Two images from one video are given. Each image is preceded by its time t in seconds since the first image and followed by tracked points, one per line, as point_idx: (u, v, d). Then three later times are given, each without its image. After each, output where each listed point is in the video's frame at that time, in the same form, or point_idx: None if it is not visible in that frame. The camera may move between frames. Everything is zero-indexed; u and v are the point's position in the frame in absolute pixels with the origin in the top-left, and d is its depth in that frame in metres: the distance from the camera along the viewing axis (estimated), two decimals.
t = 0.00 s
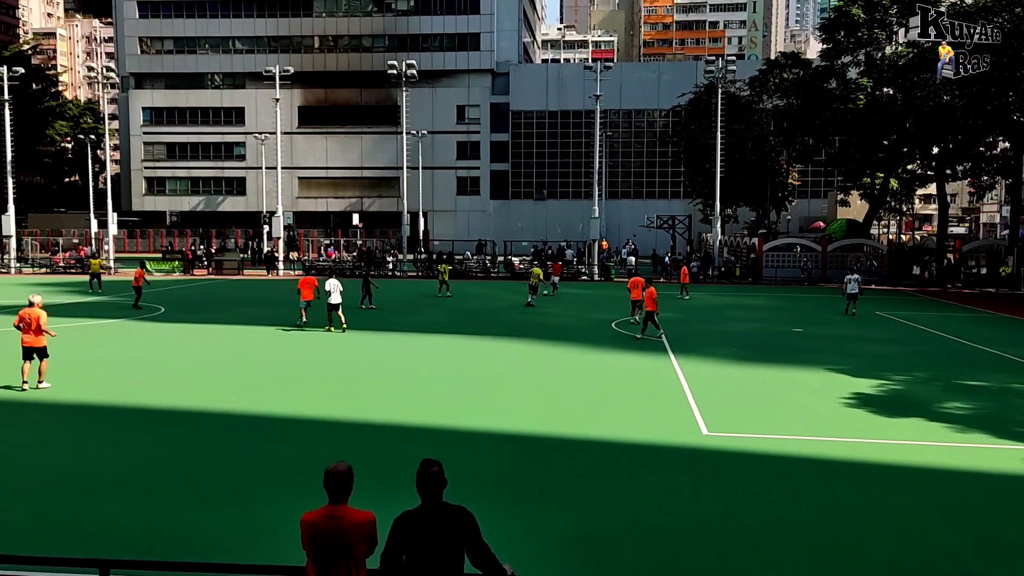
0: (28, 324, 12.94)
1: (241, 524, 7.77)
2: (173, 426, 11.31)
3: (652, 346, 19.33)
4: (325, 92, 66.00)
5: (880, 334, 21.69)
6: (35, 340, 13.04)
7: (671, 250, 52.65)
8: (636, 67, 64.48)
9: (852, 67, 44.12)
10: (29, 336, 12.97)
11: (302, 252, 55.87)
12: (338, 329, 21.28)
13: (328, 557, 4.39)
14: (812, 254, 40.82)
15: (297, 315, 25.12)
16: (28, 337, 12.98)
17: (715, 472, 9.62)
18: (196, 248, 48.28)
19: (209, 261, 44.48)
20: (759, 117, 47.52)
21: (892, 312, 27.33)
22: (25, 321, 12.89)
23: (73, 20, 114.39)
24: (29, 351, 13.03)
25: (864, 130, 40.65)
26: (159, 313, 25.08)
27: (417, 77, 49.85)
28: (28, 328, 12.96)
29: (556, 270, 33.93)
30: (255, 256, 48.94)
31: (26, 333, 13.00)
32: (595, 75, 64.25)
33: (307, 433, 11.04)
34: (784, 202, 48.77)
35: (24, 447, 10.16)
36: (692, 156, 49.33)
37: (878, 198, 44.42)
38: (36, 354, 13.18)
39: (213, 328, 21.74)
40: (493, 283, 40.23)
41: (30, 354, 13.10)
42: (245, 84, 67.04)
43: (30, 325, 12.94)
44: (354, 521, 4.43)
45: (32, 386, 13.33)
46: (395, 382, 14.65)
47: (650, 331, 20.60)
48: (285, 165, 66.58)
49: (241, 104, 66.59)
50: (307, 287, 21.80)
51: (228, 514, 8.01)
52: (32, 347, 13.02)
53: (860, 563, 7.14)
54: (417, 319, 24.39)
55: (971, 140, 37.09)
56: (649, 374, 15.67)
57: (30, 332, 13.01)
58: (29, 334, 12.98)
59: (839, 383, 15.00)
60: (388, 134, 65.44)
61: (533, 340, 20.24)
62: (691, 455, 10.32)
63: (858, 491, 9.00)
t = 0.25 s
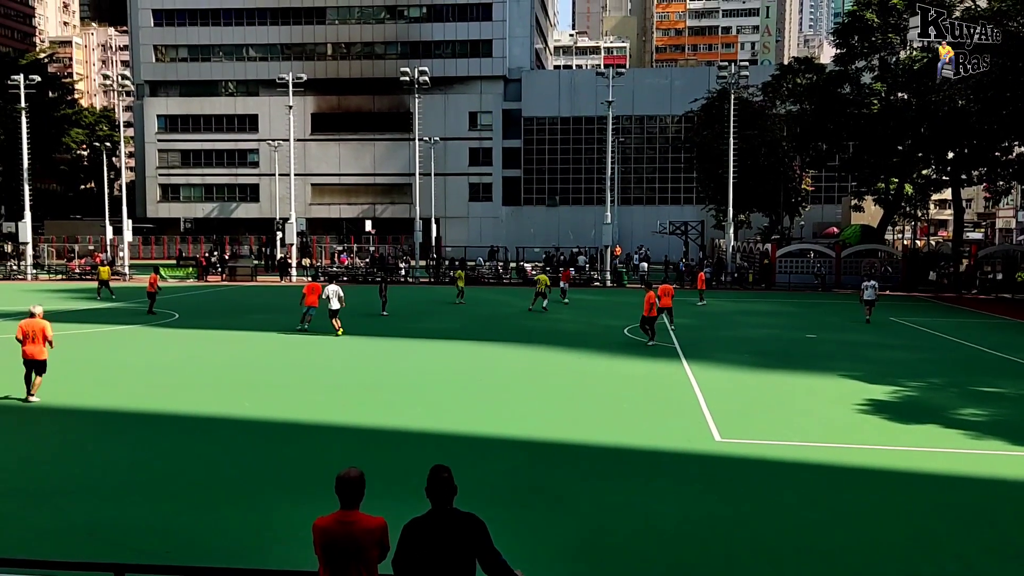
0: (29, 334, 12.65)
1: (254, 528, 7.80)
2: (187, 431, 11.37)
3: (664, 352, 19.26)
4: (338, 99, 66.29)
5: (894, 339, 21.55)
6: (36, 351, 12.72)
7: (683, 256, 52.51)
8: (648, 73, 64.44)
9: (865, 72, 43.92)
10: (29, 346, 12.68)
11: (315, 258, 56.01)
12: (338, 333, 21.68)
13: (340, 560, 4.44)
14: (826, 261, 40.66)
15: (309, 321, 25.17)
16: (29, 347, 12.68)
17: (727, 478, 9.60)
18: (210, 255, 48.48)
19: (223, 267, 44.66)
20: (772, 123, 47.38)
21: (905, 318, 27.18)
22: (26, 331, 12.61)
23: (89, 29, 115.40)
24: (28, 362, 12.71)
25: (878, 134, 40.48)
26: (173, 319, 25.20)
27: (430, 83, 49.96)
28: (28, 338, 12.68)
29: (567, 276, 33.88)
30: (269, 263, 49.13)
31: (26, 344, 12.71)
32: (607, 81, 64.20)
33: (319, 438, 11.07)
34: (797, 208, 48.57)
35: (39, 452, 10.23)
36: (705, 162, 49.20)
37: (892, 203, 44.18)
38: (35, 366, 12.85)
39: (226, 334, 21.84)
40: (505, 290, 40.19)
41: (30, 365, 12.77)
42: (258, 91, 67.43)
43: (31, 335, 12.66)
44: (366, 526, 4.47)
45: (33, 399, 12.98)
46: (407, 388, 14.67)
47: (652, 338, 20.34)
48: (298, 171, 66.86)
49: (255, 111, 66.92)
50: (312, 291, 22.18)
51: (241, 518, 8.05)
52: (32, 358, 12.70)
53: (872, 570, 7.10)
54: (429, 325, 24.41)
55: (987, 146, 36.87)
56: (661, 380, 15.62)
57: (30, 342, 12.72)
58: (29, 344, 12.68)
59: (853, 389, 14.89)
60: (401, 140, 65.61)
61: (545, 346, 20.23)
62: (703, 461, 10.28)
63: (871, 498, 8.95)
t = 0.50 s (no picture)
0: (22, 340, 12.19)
1: (262, 532, 7.81)
2: (193, 434, 11.38)
3: (671, 355, 19.23)
4: (344, 103, 66.42)
5: (902, 342, 21.47)
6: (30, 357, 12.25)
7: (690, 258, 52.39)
8: (654, 76, 64.34)
9: (872, 74, 43.80)
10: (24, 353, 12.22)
11: (322, 262, 56.04)
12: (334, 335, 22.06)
13: (346, 564, 4.46)
14: (833, 262, 40.56)
15: (315, 324, 25.20)
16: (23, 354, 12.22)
17: (733, 481, 9.58)
18: (217, 259, 48.56)
19: (229, 271, 44.71)
20: (779, 125, 47.25)
21: (913, 320, 27.09)
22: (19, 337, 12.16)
23: (96, 34, 115.86)
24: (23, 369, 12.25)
25: (885, 136, 40.37)
26: (180, 323, 25.25)
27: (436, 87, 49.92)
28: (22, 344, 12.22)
29: (572, 279, 33.90)
30: (275, 266, 49.20)
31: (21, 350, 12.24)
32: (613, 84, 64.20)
33: (325, 442, 11.07)
34: (804, 210, 48.42)
35: (45, 455, 10.24)
36: (711, 164, 49.08)
37: (900, 205, 44.04)
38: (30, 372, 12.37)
39: (232, 338, 21.85)
40: (511, 293, 40.16)
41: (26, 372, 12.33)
42: (265, 95, 67.59)
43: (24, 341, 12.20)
44: (372, 529, 4.48)
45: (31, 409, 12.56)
46: (413, 391, 14.66)
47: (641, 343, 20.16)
48: (305, 175, 67.00)
49: (261, 115, 67.08)
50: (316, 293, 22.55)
51: (248, 521, 8.06)
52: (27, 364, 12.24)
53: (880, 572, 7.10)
54: (435, 329, 24.40)
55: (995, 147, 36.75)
56: (668, 384, 15.58)
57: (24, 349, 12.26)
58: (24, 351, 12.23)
59: (859, 392, 14.85)
60: (407, 144, 65.68)
61: (551, 349, 20.19)
62: (709, 464, 10.26)
63: (878, 501, 8.92)
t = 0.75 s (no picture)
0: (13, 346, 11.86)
1: (265, 534, 7.79)
2: (194, 438, 11.35)
3: (674, 356, 19.22)
4: (346, 106, 66.49)
5: (906, 343, 21.40)
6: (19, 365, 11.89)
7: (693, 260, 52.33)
8: (657, 77, 64.27)
9: (874, 74, 43.75)
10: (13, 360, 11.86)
11: (324, 264, 56.09)
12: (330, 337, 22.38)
13: (350, 566, 4.46)
14: (836, 264, 40.55)
15: (318, 327, 25.21)
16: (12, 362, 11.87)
17: (736, 482, 9.57)
18: (220, 262, 48.62)
19: (233, 274, 44.76)
20: (782, 126, 47.16)
21: (917, 321, 27.04)
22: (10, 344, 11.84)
23: (99, 38, 116.21)
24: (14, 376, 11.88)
25: (887, 137, 40.34)
26: (183, 326, 25.28)
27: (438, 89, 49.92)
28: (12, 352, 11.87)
29: (575, 281, 33.92)
30: (278, 269, 49.26)
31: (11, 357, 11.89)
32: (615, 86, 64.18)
33: (328, 445, 11.04)
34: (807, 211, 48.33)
35: (48, 459, 10.23)
36: (713, 166, 49.07)
37: (903, 206, 43.98)
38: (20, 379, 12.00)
39: (236, 341, 21.87)
40: (515, 295, 40.16)
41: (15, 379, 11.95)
42: (267, 98, 67.67)
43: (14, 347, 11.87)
44: (375, 531, 4.48)
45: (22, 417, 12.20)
46: (417, 394, 14.61)
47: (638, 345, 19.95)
48: (307, 178, 67.06)
49: (264, 118, 67.19)
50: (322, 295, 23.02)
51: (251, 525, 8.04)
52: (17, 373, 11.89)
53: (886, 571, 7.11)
54: (439, 331, 24.41)
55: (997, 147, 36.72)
56: (671, 385, 15.54)
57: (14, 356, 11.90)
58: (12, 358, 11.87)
59: (863, 393, 14.84)
60: (409, 146, 65.74)
61: (553, 352, 20.16)
62: (711, 465, 10.25)
63: (882, 501, 8.91)
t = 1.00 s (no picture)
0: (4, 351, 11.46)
1: (265, 537, 7.79)
2: (194, 440, 11.33)
3: (673, 357, 19.23)
4: (346, 107, 66.50)
5: (906, 343, 21.42)
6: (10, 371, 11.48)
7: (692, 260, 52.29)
8: (656, 78, 64.29)
9: (873, 75, 43.74)
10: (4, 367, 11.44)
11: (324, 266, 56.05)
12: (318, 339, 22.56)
13: (349, 569, 4.46)
14: (835, 264, 40.55)
15: (317, 329, 25.21)
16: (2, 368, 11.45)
17: (737, 482, 9.57)
18: (219, 264, 48.57)
19: (232, 276, 44.72)
20: (780, 126, 47.12)
21: (917, 321, 27.03)
22: None
23: (97, 40, 116.22)
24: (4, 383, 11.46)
25: (886, 137, 40.32)
26: (183, 328, 25.27)
27: (437, 90, 49.87)
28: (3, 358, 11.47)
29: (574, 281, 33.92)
30: (278, 271, 49.26)
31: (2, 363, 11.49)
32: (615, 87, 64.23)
33: (329, 447, 11.03)
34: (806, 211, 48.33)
35: (48, 462, 10.21)
36: (713, 166, 49.05)
37: (902, 206, 43.99)
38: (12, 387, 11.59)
39: (235, 342, 21.86)
40: (514, 296, 40.14)
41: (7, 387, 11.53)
42: (266, 100, 67.63)
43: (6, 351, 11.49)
44: (374, 533, 4.48)
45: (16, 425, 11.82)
46: (417, 395, 14.61)
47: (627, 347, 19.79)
48: (307, 180, 67.04)
49: (263, 120, 67.18)
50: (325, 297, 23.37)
51: (251, 527, 8.02)
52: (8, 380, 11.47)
53: (887, 570, 7.12)
54: (439, 332, 24.41)
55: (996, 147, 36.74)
56: (671, 386, 15.54)
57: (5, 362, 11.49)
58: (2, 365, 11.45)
59: (862, 393, 14.84)
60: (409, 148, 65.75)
61: (553, 353, 20.16)
62: (711, 466, 10.24)
63: (883, 501, 8.91)
